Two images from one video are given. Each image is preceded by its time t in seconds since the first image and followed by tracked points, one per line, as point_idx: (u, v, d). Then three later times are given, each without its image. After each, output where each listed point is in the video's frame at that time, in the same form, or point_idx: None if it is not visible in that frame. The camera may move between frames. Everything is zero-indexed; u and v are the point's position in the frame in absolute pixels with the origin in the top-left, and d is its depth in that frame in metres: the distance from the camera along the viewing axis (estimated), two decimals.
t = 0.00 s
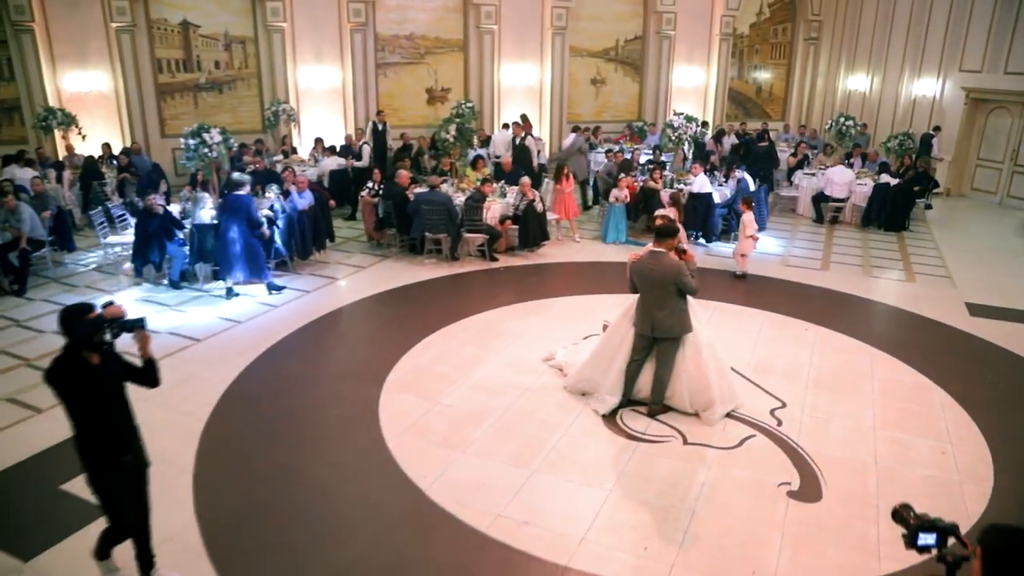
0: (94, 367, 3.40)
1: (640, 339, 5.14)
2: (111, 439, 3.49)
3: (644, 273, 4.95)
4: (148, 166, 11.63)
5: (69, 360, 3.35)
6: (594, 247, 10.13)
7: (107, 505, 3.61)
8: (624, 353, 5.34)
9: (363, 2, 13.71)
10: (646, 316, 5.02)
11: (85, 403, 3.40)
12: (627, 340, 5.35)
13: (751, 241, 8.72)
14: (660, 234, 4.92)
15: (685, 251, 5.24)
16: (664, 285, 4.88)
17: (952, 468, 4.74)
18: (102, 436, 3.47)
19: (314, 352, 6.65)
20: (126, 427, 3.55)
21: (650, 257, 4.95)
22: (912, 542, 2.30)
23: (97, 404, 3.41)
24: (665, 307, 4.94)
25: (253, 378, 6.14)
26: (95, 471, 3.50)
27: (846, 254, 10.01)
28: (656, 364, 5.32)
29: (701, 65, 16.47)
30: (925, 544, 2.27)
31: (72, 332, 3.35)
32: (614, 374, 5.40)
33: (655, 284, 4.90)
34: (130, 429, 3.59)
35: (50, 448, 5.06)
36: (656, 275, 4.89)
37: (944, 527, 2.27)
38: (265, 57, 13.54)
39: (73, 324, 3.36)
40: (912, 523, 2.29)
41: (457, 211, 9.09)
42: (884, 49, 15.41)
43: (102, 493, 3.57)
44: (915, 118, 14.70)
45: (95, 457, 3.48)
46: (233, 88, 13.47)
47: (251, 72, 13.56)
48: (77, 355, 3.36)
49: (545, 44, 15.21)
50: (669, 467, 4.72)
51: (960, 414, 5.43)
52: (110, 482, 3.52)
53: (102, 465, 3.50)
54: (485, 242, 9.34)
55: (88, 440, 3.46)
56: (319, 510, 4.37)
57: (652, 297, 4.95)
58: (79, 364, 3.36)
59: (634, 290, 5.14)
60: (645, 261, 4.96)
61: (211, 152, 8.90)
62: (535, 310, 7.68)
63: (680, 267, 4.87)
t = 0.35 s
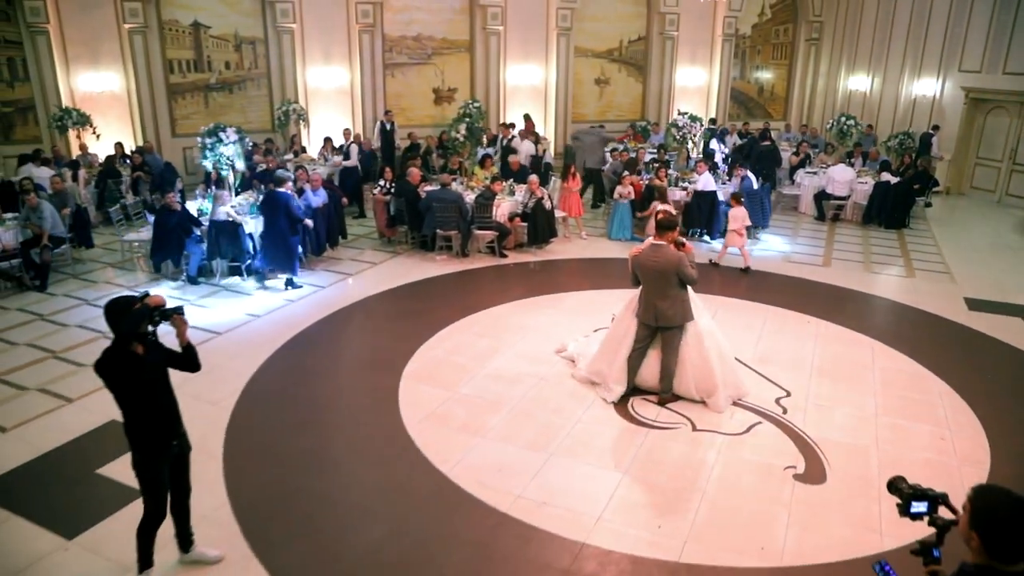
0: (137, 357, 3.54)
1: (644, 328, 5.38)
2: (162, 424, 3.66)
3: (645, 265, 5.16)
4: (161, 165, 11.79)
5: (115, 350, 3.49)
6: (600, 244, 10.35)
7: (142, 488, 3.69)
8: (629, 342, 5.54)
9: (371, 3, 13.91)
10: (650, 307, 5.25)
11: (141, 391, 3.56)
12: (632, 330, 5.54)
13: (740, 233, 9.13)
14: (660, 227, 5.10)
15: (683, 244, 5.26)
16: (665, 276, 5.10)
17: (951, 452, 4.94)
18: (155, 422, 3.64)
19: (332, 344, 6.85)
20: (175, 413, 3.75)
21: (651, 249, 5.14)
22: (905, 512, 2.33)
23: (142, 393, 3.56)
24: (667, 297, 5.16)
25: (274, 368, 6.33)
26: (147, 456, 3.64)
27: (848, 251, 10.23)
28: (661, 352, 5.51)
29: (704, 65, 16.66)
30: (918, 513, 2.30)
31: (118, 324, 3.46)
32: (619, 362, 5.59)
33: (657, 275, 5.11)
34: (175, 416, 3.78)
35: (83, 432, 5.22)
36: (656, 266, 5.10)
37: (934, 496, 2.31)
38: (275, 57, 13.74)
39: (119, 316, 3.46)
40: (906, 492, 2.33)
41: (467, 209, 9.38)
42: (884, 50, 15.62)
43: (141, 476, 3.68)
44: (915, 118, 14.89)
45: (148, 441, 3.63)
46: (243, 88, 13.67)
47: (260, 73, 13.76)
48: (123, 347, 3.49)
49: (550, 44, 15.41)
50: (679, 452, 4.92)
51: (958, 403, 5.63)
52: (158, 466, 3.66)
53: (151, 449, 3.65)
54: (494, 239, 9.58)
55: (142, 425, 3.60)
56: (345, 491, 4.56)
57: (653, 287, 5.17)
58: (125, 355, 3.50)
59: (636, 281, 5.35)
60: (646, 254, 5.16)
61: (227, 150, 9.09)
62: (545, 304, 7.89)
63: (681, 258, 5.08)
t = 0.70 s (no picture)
0: (159, 354, 3.53)
1: (627, 317, 5.62)
2: (179, 418, 3.65)
3: (630, 256, 5.40)
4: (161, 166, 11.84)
5: (137, 347, 3.49)
6: (596, 242, 10.56)
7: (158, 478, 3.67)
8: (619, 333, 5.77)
9: (367, 5, 14.05)
10: (631, 296, 5.47)
11: (161, 387, 3.56)
12: (620, 319, 5.86)
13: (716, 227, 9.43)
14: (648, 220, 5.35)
15: (671, 240, 5.51)
16: (648, 268, 5.33)
17: (940, 437, 5.17)
18: (174, 415, 3.63)
19: (338, 338, 6.99)
20: (194, 407, 3.73)
21: (639, 242, 5.39)
22: (891, 486, 2.40)
23: (162, 390, 3.56)
24: (648, 289, 5.39)
25: (284, 361, 6.43)
26: (165, 448, 3.63)
27: (836, 247, 10.49)
28: (650, 342, 5.77)
29: (695, 65, 16.90)
30: (903, 486, 2.37)
31: (139, 320, 3.47)
32: (616, 353, 5.80)
33: (640, 266, 5.35)
34: (194, 410, 3.77)
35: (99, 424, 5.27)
36: (641, 258, 5.34)
37: (918, 470, 2.39)
38: (271, 58, 13.85)
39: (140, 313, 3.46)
40: (891, 467, 2.39)
41: (467, 207, 9.61)
42: (871, 50, 15.91)
43: (158, 467, 3.66)
44: (902, 116, 15.21)
45: (167, 433, 3.62)
46: (239, 89, 13.77)
47: (257, 74, 13.87)
48: (146, 344, 3.49)
49: (543, 45, 15.60)
50: (680, 439, 5.12)
51: (945, 390, 5.88)
52: (176, 459, 3.66)
53: (169, 441, 3.64)
54: (493, 237, 9.78)
55: (161, 418, 3.60)
56: (360, 476, 4.71)
57: (635, 278, 5.40)
58: (147, 352, 3.50)
59: (622, 272, 5.60)
60: (632, 245, 5.42)
61: (230, 151, 9.22)
62: (545, 299, 8.09)
63: (665, 253, 5.31)
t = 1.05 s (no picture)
0: (163, 356, 3.48)
1: (606, 310, 5.82)
2: (183, 416, 3.61)
3: (609, 251, 5.59)
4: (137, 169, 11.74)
5: (142, 349, 3.45)
6: (575, 241, 10.77)
7: (164, 474, 3.66)
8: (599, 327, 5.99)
9: (342, 7, 14.09)
10: (608, 290, 5.66)
11: (165, 386, 3.52)
12: (598, 313, 6.04)
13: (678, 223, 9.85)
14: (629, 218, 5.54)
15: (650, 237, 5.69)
16: (626, 264, 5.51)
17: (909, 420, 5.45)
18: (178, 413, 3.59)
19: (326, 337, 7.09)
20: (198, 406, 3.69)
21: (619, 238, 5.57)
22: (866, 454, 2.57)
23: (166, 389, 3.52)
24: (625, 284, 5.58)
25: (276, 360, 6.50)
26: (171, 445, 3.61)
27: (806, 242, 10.82)
28: (630, 335, 6.00)
29: (666, 65, 17.22)
30: (878, 454, 2.53)
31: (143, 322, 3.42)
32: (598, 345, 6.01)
33: (619, 262, 5.54)
34: (198, 408, 3.73)
35: (93, 426, 5.27)
36: (619, 253, 5.53)
37: (893, 439, 2.54)
38: (247, 60, 13.84)
39: (143, 315, 3.41)
40: (866, 437, 2.55)
41: (448, 207, 9.78)
42: (836, 49, 16.36)
43: (163, 464, 3.65)
44: (867, 115, 15.68)
45: (172, 432, 3.60)
46: (215, 92, 13.73)
47: (232, 77, 13.83)
48: (151, 346, 3.44)
49: (517, 47, 15.79)
50: (664, 428, 5.33)
51: (913, 376, 6.18)
52: (182, 458, 3.64)
53: (174, 439, 3.62)
54: (474, 236, 9.95)
55: (166, 417, 3.56)
56: (358, 469, 4.82)
57: (613, 273, 5.59)
58: (150, 354, 3.45)
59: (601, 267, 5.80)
60: (613, 241, 5.60)
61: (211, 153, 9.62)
62: (527, 297, 8.27)
63: (643, 249, 5.50)
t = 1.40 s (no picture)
0: (162, 360, 3.55)
1: (591, 308, 6.04)
2: (183, 419, 3.68)
3: (595, 252, 5.78)
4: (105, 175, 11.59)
5: (142, 353, 3.53)
6: (548, 240, 10.96)
7: (165, 475, 3.75)
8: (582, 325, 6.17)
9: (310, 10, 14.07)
10: (595, 289, 5.87)
11: (165, 390, 3.59)
12: (582, 310, 6.23)
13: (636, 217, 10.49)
14: (613, 219, 5.74)
15: (632, 236, 5.89)
16: (612, 263, 5.72)
17: (875, 407, 5.74)
18: (177, 415, 3.66)
19: (308, 338, 7.17)
20: (197, 408, 3.77)
21: (605, 239, 5.75)
22: (847, 430, 2.67)
23: (166, 392, 3.59)
24: (611, 283, 5.81)
25: (260, 363, 6.56)
26: (171, 447, 3.69)
27: (770, 238, 11.15)
28: (613, 331, 6.17)
29: (631, 66, 17.52)
30: (858, 429, 2.64)
31: (142, 326, 3.50)
32: (578, 341, 6.20)
33: (605, 262, 5.73)
34: (197, 410, 3.80)
35: (80, 433, 5.30)
36: (606, 254, 5.72)
37: (872, 416, 2.68)
38: (215, 64, 13.72)
39: (143, 320, 3.49)
40: (847, 414, 2.66)
41: (422, 209, 9.87)
42: (796, 50, 16.81)
43: (163, 465, 3.72)
44: (827, 113, 16.17)
45: (173, 434, 3.67)
46: (182, 96, 13.59)
47: (200, 81, 13.71)
48: (151, 350, 3.51)
49: (485, 48, 15.93)
50: (643, 420, 5.54)
51: (877, 365, 6.48)
52: (182, 459, 3.72)
53: (174, 441, 3.69)
54: (448, 237, 10.08)
55: (166, 419, 3.64)
56: (348, 467, 4.93)
57: (600, 273, 5.80)
58: (150, 358, 3.53)
59: (586, 267, 5.97)
60: (598, 241, 5.78)
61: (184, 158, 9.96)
62: (504, 296, 8.44)
63: (628, 249, 5.71)
